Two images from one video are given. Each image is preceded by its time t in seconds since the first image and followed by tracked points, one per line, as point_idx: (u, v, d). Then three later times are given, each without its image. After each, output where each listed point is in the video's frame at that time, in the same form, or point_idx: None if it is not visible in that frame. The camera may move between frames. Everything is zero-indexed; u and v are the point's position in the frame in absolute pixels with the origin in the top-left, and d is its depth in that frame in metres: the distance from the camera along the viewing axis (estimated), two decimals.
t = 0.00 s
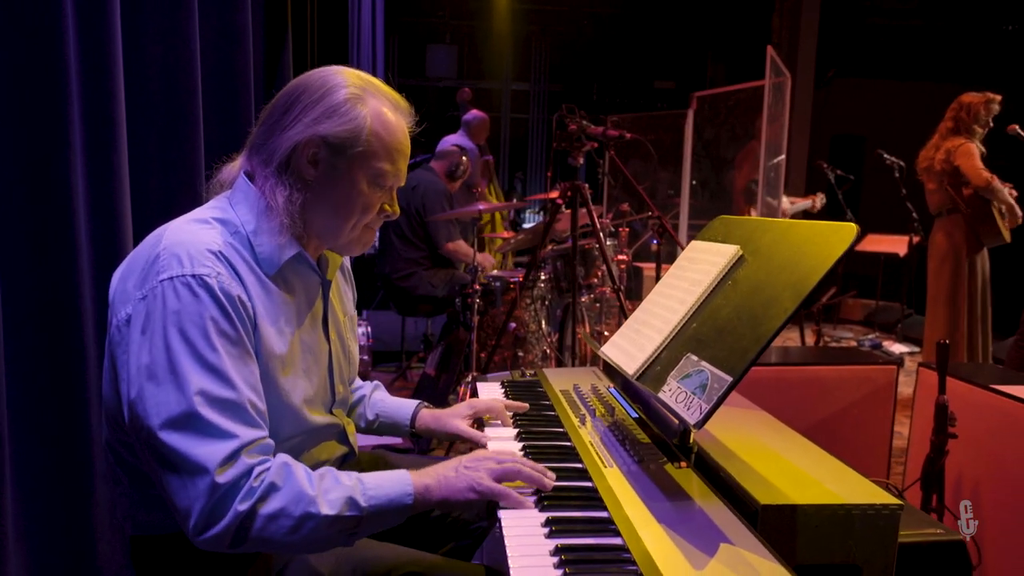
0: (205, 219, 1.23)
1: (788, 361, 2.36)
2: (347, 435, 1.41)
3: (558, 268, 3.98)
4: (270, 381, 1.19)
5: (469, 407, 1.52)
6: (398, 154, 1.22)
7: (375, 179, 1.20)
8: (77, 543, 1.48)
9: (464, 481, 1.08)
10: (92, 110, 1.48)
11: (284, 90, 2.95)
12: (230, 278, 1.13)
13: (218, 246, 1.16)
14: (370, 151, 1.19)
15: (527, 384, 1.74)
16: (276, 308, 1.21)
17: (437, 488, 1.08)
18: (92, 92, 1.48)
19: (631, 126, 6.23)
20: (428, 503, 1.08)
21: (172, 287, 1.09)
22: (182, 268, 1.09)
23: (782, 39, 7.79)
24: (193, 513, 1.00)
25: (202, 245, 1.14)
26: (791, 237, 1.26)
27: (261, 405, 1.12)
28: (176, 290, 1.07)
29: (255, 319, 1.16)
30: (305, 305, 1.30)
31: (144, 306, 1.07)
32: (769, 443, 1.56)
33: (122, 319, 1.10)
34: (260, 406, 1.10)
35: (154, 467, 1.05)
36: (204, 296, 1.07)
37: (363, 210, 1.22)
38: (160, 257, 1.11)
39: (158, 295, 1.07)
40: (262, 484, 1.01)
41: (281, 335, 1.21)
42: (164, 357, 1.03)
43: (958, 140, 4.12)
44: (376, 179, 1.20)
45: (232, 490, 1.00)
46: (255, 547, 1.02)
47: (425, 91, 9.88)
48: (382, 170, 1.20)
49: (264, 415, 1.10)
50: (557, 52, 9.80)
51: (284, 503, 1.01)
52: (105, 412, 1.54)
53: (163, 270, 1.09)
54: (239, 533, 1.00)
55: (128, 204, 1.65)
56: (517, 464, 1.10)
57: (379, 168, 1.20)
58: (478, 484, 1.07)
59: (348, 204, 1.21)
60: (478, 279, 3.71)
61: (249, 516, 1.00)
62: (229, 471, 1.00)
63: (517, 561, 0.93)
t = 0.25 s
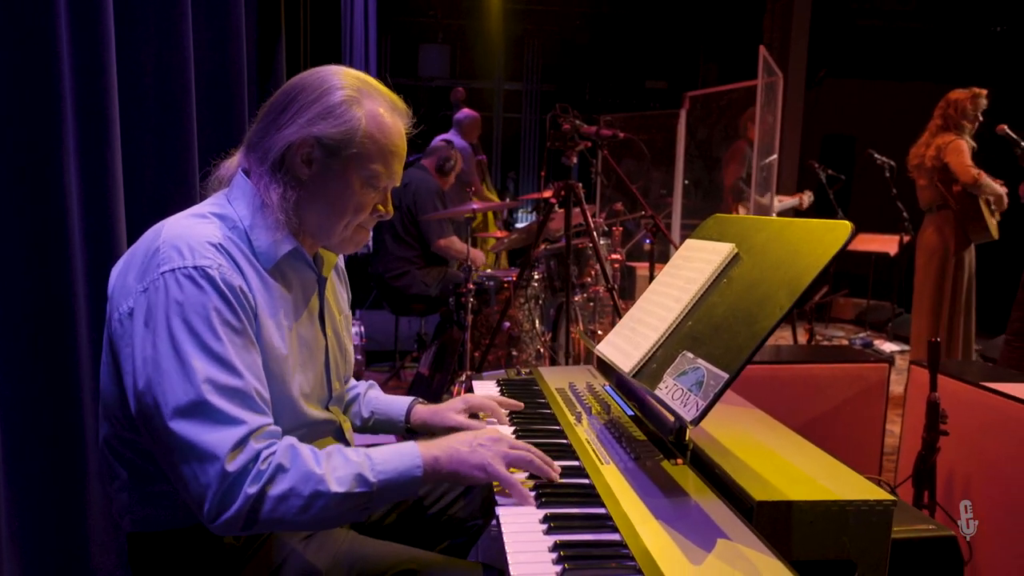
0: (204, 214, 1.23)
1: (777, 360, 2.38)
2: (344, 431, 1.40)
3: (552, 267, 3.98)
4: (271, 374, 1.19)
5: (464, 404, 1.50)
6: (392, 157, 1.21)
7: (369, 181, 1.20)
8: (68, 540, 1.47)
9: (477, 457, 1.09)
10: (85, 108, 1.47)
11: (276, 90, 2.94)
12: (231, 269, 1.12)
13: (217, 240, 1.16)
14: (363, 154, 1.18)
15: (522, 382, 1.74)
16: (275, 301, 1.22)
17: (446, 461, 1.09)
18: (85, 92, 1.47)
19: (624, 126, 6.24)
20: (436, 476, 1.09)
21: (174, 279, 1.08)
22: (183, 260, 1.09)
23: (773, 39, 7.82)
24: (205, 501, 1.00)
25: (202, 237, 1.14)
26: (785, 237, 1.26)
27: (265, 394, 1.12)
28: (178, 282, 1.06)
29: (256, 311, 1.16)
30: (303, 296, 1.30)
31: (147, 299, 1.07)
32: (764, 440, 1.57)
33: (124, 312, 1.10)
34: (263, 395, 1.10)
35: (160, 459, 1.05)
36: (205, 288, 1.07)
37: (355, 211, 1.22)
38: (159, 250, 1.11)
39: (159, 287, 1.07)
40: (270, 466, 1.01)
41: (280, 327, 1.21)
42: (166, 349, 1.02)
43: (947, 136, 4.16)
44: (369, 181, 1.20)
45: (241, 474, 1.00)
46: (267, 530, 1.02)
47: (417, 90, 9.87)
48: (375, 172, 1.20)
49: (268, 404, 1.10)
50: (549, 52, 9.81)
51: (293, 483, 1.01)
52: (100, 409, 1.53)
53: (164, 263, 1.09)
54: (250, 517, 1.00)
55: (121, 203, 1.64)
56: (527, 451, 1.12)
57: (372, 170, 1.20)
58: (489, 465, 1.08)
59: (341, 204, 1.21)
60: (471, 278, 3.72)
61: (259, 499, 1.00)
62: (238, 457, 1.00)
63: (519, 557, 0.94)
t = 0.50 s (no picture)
0: (202, 209, 1.23)
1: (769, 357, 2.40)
2: (341, 428, 1.41)
3: (544, 266, 3.99)
4: (268, 369, 1.19)
5: (461, 401, 1.53)
6: (385, 148, 1.22)
7: (360, 169, 1.20)
8: (63, 538, 1.47)
9: (461, 467, 1.09)
10: (80, 106, 1.47)
11: (269, 90, 2.93)
12: (229, 265, 1.13)
13: (216, 235, 1.16)
14: (356, 144, 1.19)
15: (518, 379, 1.75)
16: (272, 297, 1.22)
17: (434, 471, 1.09)
18: (80, 90, 1.47)
19: (617, 125, 6.26)
20: (424, 487, 1.08)
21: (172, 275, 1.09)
22: (183, 255, 1.09)
23: (764, 40, 7.85)
24: (196, 495, 1.00)
25: (200, 232, 1.15)
26: (778, 235, 1.28)
27: (261, 390, 1.13)
28: (175, 276, 1.07)
29: (252, 307, 1.16)
30: (300, 293, 1.30)
31: (145, 293, 1.07)
32: (758, 436, 1.58)
33: (122, 306, 1.10)
34: (259, 390, 1.10)
35: (155, 454, 1.05)
36: (202, 283, 1.07)
37: (348, 203, 1.22)
38: (159, 245, 1.11)
39: (157, 282, 1.07)
40: (263, 466, 1.01)
41: (276, 323, 1.21)
42: (163, 342, 1.03)
43: (935, 136, 4.19)
44: (362, 171, 1.20)
45: (233, 472, 1.00)
46: (256, 529, 1.02)
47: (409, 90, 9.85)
48: (366, 161, 1.20)
49: (262, 399, 1.10)
50: (540, 51, 9.82)
51: (285, 484, 1.01)
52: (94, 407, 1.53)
53: (162, 258, 1.09)
54: (240, 515, 1.00)
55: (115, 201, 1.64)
56: (513, 454, 1.14)
57: (364, 161, 1.20)
58: (475, 472, 1.09)
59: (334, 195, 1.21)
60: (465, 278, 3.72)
61: (251, 497, 1.00)
62: (232, 453, 1.00)
63: (519, 551, 0.95)
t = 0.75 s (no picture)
0: (203, 206, 1.24)
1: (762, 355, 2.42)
2: (338, 425, 1.42)
3: (538, 265, 4.00)
4: (267, 367, 1.20)
5: (457, 399, 1.55)
6: (388, 149, 1.23)
7: (364, 168, 1.21)
8: (60, 537, 1.47)
9: (456, 469, 1.10)
10: (77, 105, 1.47)
11: (263, 90, 2.92)
12: (229, 263, 1.13)
13: (218, 233, 1.17)
14: (360, 144, 1.20)
15: (514, 377, 1.77)
16: (272, 294, 1.23)
17: (431, 471, 1.10)
18: (77, 89, 1.47)
19: (609, 125, 6.28)
20: (421, 485, 1.09)
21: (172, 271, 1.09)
22: (183, 252, 1.09)
23: (755, 40, 7.89)
24: (193, 490, 1.00)
25: (200, 230, 1.15)
26: (772, 232, 1.29)
27: (260, 387, 1.13)
28: (175, 273, 1.07)
29: (251, 303, 1.17)
30: (299, 292, 1.31)
31: (145, 290, 1.08)
32: (751, 432, 1.60)
33: (122, 303, 1.11)
34: (257, 386, 1.10)
35: (155, 449, 1.05)
36: (202, 280, 1.08)
37: (351, 202, 1.23)
38: (159, 242, 1.12)
39: (158, 278, 1.07)
40: (260, 463, 1.02)
41: (276, 320, 1.22)
42: (164, 338, 1.03)
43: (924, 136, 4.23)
44: (365, 171, 1.21)
45: (231, 468, 1.00)
46: (252, 525, 1.03)
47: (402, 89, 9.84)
48: (370, 161, 1.21)
49: (261, 395, 1.11)
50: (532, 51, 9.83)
51: (282, 481, 1.02)
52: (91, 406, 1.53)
53: (163, 255, 1.10)
54: (237, 510, 1.01)
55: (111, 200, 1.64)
56: (509, 453, 1.13)
57: (368, 161, 1.21)
58: (472, 472, 1.09)
59: (337, 194, 1.21)
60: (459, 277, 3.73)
61: (247, 493, 1.01)
62: (229, 449, 1.00)
63: (518, 545, 0.96)
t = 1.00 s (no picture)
0: (201, 204, 1.24)
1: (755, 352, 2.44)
2: (337, 418, 1.42)
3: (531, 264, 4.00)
4: (266, 360, 1.21)
5: (456, 397, 1.55)
6: (386, 149, 1.24)
7: (363, 170, 1.23)
8: (57, 535, 1.47)
9: (459, 447, 1.11)
10: (73, 102, 1.47)
11: (256, 88, 2.91)
12: (228, 257, 1.14)
13: (216, 229, 1.18)
14: (359, 146, 1.21)
15: (509, 373, 1.78)
16: (270, 288, 1.23)
17: (434, 451, 1.11)
18: (72, 85, 1.46)
19: (601, 124, 6.30)
20: (425, 467, 1.10)
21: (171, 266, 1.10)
22: (182, 247, 1.10)
23: (745, 41, 7.93)
24: (196, 481, 1.01)
25: (199, 226, 1.16)
26: (765, 227, 1.31)
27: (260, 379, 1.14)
28: (175, 268, 1.08)
29: (250, 297, 1.17)
30: (299, 286, 1.31)
31: (145, 284, 1.08)
32: (744, 426, 1.62)
33: (121, 299, 1.11)
34: (257, 379, 1.11)
35: (157, 443, 1.06)
36: (202, 274, 1.08)
37: (350, 202, 1.24)
38: (157, 237, 1.12)
39: (158, 273, 1.08)
40: (262, 451, 1.02)
41: (275, 313, 1.23)
42: (165, 333, 1.04)
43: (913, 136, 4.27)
44: (364, 172, 1.23)
45: (233, 458, 1.01)
46: (256, 515, 1.03)
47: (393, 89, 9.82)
48: (370, 162, 1.23)
49: (261, 389, 1.12)
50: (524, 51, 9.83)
51: (285, 469, 1.02)
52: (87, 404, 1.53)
53: (162, 250, 1.10)
54: (241, 500, 1.02)
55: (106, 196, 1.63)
56: (511, 436, 1.14)
57: (367, 162, 1.22)
58: (474, 452, 1.10)
59: (337, 195, 1.23)
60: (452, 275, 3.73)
61: (251, 482, 1.01)
62: (231, 440, 1.01)
63: (518, 536, 0.97)
